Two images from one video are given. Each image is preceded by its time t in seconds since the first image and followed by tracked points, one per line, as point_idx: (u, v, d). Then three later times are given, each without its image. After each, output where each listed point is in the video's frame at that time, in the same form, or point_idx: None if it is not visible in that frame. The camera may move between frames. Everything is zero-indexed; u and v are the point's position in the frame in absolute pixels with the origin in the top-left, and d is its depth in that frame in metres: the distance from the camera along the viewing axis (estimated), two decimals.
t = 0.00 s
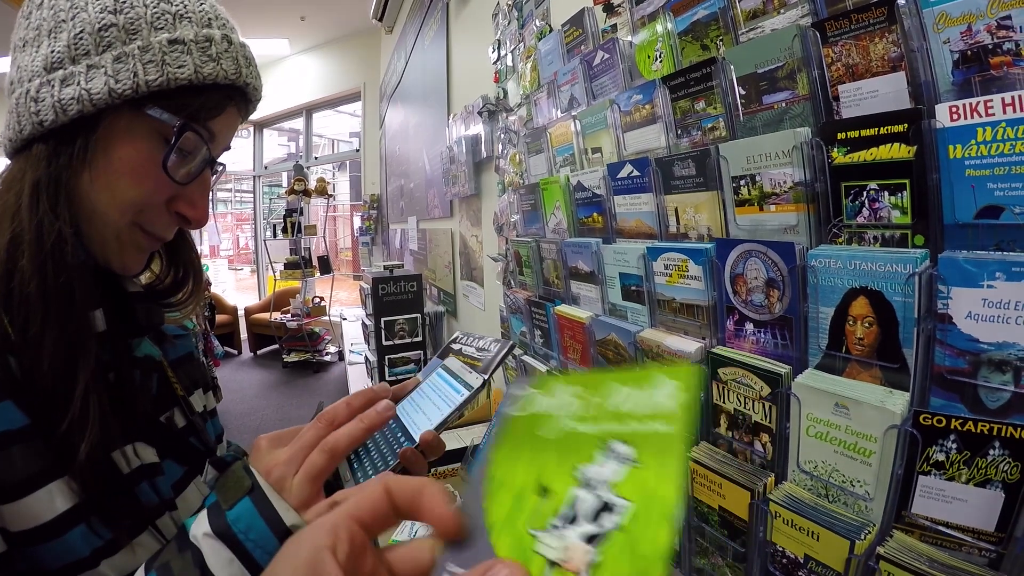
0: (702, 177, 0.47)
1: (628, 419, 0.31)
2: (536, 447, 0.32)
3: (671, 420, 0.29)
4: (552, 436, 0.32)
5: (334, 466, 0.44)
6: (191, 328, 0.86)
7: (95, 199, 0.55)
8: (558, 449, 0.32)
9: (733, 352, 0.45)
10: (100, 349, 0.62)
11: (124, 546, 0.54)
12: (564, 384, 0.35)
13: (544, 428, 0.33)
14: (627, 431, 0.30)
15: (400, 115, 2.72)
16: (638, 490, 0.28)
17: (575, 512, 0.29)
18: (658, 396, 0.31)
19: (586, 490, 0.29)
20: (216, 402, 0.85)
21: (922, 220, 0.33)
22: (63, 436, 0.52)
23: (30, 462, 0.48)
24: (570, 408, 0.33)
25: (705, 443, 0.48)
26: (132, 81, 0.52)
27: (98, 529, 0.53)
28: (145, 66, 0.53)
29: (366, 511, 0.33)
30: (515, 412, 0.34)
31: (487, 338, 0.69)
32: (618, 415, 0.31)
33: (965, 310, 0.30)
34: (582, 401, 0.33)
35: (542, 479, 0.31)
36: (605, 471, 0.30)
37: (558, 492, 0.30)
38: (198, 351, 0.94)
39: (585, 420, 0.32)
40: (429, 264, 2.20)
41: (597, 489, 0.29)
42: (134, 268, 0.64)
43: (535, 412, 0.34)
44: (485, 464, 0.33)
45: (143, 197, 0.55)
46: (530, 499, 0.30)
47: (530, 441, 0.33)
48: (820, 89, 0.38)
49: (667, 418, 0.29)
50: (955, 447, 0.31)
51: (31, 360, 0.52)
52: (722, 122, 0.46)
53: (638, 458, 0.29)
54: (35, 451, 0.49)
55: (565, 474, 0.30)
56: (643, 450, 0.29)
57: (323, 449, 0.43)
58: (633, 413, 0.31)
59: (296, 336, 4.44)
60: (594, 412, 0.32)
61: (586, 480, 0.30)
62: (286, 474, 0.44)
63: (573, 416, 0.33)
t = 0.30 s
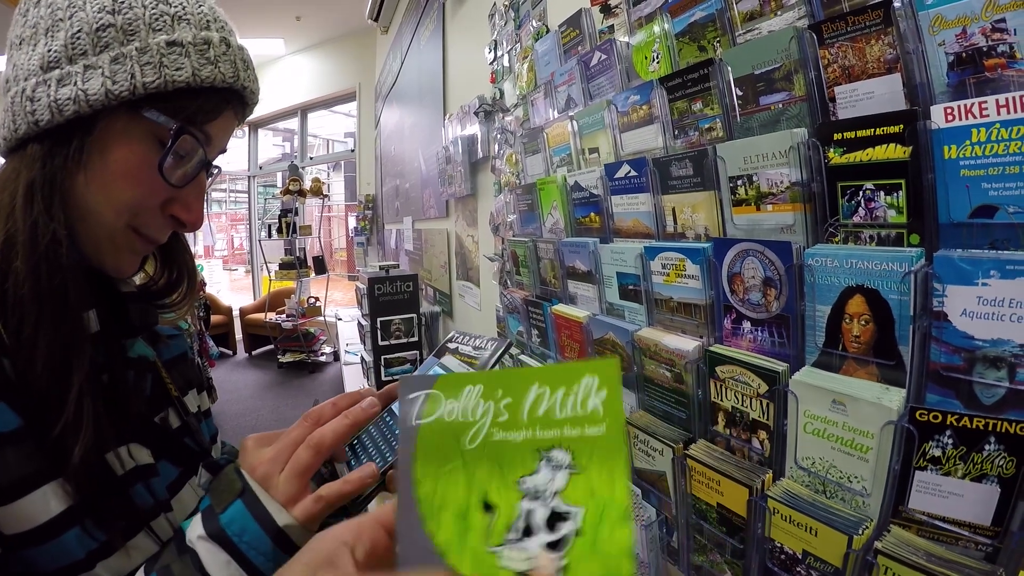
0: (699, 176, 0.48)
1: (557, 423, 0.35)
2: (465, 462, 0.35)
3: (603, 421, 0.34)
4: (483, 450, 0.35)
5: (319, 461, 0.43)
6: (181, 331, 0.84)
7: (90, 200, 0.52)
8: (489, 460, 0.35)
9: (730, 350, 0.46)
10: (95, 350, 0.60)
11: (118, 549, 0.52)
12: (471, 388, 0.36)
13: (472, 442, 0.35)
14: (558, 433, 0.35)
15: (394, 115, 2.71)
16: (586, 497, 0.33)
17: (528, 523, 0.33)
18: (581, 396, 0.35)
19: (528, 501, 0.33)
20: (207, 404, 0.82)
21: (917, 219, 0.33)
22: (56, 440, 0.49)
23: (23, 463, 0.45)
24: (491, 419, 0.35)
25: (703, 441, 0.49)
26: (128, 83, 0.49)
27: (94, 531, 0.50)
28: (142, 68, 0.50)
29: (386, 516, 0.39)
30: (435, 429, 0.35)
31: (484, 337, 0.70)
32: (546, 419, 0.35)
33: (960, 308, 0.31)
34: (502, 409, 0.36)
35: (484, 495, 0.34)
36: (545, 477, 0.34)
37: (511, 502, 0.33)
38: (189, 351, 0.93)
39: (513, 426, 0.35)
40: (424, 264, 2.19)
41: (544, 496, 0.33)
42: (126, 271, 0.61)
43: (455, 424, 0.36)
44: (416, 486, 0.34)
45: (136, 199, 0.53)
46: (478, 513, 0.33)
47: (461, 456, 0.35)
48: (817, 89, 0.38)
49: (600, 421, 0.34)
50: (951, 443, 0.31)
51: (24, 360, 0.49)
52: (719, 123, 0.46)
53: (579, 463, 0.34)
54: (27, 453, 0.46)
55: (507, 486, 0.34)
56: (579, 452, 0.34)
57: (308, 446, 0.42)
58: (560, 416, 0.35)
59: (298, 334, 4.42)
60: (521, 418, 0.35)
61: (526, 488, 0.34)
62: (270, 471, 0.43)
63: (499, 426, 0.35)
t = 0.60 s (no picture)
0: (707, 170, 0.48)
1: (559, 421, 0.34)
2: (446, 461, 0.34)
3: (609, 417, 0.33)
4: (470, 447, 0.34)
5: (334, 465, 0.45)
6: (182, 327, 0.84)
7: (90, 192, 0.53)
8: (476, 462, 0.33)
9: (740, 344, 0.46)
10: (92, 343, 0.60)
11: (119, 548, 0.52)
12: (465, 381, 0.38)
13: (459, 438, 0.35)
14: (557, 433, 0.34)
15: (395, 113, 2.72)
16: (587, 506, 0.30)
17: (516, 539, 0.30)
18: (587, 388, 0.35)
19: (515, 510, 0.31)
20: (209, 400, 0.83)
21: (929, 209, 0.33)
22: (51, 435, 0.50)
23: (17, 461, 0.45)
24: (483, 415, 0.35)
25: (713, 435, 0.49)
26: (133, 70, 0.49)
27: (92, 530, 0.50)
28: (148, 55, 0.50)
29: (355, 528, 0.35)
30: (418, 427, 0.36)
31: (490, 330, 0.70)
32: (547, 416, 0.35)
33: (973, 297, 0.31)
34: (495, 404, 0.36)
35: (463, 501, 0.32)
36: (540, 483, 0.32)
37: (496, 510, 0.31)
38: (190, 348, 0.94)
39: (506, 423, 0.35)
40: (425, 263, 2.20)
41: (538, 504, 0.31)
42: (122, 266, 0.62)
43: (444, 419, 0.36)
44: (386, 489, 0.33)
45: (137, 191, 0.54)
46: (456, 516, 0.31)
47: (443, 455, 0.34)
48: (825, 82, 0.38)
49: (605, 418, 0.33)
50: (966, 433, 0.31)
51: (20, 353, 0.50)
52: (726, 116, 0.46)
53: (580, 467, 0.32)
54: (22, 450, 0.46)
55: (492, 490, 0.32)
56: (580, 453, 0.32)
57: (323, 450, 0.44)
58: (561, 411, 0.34)
59: (297, 335, 4.43)
60: (517, 413, 0.35)
61: (512, 496, 0.31)
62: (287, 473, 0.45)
63: (492, 421, 0.35)
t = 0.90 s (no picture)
0: (715, 165, 0.47)
1: (545, 456, 0.29)
2: (404, 485, 0.29)
3: (607, 461, 0.28)
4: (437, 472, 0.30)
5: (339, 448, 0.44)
6: (187, 324, 0.84)
7: (94, 185, 0.53)
8: (443, 486, 0.29)
9: (749, 341, 0.45)
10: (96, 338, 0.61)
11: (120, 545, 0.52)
12: (441, 398, 0.34)
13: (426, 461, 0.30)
14: (541, 469, 0.29)
15: (400, 113, 2.72)
16: (567, 553, 0.25)
17: None
18: (582, 428, 0.30)
19: (480, 549, 0.26)
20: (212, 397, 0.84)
21: (941, 203, 0.33)
22: (54, 431, 0.51)
23: (22, 454, 0.46)
24: (456, 437, 0.31)
25: (721, 434, 0.49)
26: (140, 64, 0.50)
27: (94, 526, 0.51)
28: (154, 49, 0.50)
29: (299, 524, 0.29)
30: (385, 434, 0.32)
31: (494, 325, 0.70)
32: (531, 451, 0.30)
33: (986, 291, 0.31)
34: (472, 428, 0.32)
35: (420, 530, 0.27)
36: (515, 523, 0.27)
37: (456, 549, 0.26)
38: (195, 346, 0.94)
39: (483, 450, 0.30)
40: (430, 263, 2.20)
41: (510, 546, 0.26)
42: (126, 261, 0.63)
43: (412, 437, 0.32)
44: (338, 503, 0.29)
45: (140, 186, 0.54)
46: (408, 551, 0.26)
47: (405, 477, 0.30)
48: (835, 76, 0.38)
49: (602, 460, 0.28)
50: (980, 430, 0.31)
51: (22, 349, 0.51)
52: (734, 111, 0.46)
53: (566, 510, 0.27)
54: (25, 444, 0.47)
55: (456, 524, 0.27)
56: (568, 497, 0.27)
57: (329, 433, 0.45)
58: (549, 448, 0.30)
59: (298, 335, 4.45)
60: (496, 442, 0.31)
61: (480, 534, 0.26)
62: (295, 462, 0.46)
63: (466, 446, 0.31)
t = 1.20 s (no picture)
0: (725, 164, 0.47)
1: (556, 475, 0.29)
2: (416, 504, 0.29)
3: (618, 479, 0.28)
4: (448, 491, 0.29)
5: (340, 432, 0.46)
6: (198, 322, 0.85)
7: (107, 184, 0.55)
8: (454, 506, 0.29)
9: (758, 341, 0.45)
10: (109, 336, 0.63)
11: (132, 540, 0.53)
12: (447, 413, 0.30)
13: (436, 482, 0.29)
14: (553, 488, 0.29)
15: (408, 113, 2.73)
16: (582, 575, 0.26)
17: None
18: (592, 446, 0.29)
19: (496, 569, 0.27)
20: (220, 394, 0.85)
21: (951, 202, 0.33)
22: (66, 429, 0.51)
23: (33, 450, 0.47)
24: (464, 457, 0.29)
25: (730, 434, 0.49)
26: (156, 62, 0.51)
27: (105, 523, 0.52)
28: (171, 48, 0.51)
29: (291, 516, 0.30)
30: (384, 453, 0.30)
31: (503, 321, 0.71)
32: (542, 470, 0.29)
33: (997, 290, 0.30)
34: (483, 447, 0.29)
35: (434, 548, 0.28)
36: (528, 541, 0.27)
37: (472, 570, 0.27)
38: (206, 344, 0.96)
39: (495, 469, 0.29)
40: (437, 263, 2.21)
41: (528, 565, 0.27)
42: (137, 258, 0.64)
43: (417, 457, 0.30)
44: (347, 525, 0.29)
45: (153, 185, 0.55)
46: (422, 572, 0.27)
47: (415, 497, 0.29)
48: (844, 75, 0.38)
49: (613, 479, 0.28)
50: (989, 430, 0.30)
51: (36, 347, 0.52)
52: (743, 110, 0.46)
53: (579, 529, 0.28)
54: (37, 442, 0.48)
55: (469, 545, 0.27)
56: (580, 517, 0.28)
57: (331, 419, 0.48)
58: (561, 467, 0.29)
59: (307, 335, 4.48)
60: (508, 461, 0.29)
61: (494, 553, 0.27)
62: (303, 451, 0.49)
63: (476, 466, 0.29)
